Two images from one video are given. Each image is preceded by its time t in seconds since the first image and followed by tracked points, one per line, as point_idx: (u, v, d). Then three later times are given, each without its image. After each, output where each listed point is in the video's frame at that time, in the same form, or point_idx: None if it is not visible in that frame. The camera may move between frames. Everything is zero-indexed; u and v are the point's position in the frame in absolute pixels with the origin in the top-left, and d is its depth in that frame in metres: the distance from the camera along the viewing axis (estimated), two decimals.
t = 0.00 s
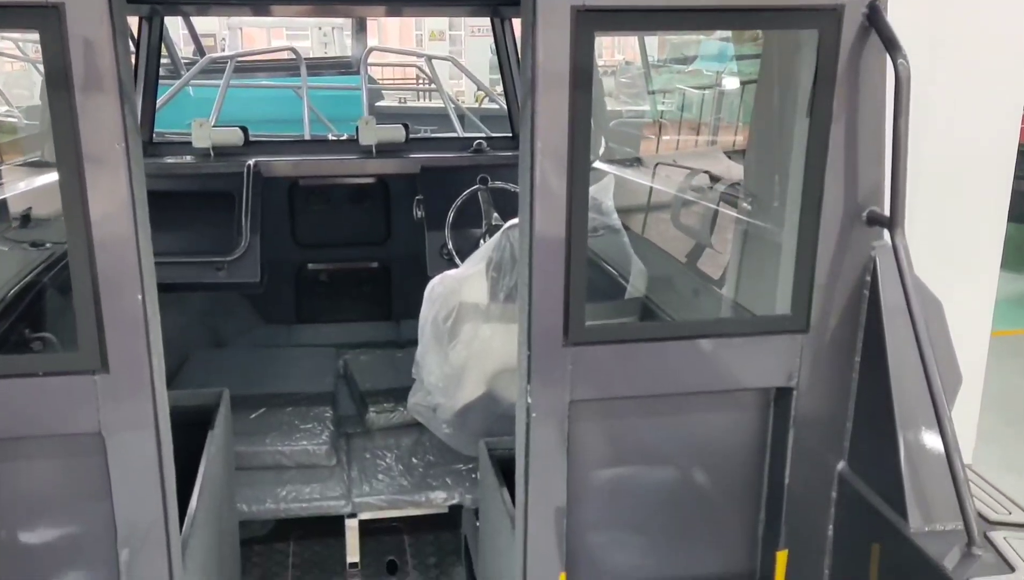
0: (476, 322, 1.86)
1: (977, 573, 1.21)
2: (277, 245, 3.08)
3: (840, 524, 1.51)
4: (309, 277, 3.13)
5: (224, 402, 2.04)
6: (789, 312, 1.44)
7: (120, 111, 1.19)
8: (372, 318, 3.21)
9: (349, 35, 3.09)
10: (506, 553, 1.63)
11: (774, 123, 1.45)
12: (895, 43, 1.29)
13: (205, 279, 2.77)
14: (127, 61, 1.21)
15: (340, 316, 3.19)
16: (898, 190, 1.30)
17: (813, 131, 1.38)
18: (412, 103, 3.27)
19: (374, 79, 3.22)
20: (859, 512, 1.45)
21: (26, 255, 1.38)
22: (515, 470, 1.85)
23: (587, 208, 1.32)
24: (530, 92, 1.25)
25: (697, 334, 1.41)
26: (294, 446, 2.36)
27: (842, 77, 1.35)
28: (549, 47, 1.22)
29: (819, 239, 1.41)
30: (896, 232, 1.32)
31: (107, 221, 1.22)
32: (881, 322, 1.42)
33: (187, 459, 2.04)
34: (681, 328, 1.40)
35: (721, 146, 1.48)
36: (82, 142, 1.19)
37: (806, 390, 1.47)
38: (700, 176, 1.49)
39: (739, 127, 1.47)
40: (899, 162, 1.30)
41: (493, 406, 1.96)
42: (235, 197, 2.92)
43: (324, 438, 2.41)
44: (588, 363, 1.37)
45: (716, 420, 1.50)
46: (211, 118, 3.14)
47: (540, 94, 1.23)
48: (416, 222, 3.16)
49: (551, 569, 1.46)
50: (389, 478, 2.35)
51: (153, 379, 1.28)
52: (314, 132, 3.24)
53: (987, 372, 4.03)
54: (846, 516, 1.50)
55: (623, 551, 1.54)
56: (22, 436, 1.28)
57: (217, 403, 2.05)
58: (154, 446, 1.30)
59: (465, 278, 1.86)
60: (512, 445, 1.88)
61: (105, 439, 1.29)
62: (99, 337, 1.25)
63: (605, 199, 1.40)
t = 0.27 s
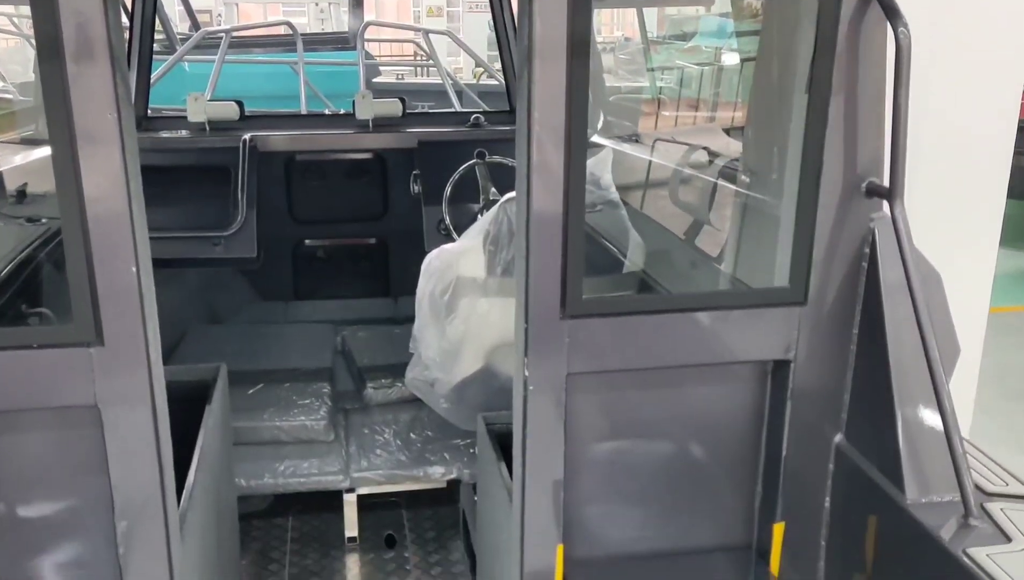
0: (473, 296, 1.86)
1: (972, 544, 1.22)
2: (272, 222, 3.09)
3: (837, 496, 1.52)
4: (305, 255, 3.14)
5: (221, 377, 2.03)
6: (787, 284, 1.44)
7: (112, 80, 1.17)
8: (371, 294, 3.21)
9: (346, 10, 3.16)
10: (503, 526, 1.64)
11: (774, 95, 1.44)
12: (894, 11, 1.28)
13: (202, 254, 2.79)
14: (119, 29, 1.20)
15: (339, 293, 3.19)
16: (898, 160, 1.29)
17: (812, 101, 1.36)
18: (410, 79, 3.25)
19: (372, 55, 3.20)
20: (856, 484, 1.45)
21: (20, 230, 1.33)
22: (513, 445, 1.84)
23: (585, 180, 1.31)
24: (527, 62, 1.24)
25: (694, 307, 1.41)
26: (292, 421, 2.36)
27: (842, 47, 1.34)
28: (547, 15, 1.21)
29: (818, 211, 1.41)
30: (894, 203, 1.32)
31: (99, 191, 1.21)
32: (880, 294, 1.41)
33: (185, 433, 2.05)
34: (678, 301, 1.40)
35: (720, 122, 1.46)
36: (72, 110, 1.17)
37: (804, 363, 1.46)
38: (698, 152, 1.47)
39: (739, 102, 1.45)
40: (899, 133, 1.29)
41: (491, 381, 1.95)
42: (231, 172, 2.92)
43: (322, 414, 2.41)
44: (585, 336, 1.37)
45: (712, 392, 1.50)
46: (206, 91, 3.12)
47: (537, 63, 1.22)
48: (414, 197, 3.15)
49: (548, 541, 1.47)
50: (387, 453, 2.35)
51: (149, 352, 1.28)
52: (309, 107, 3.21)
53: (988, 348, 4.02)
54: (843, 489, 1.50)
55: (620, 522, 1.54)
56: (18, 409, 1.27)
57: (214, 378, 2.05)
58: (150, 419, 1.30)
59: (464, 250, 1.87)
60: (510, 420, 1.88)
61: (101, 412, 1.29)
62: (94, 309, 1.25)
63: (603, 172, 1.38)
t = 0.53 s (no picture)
0: (473, 272, 1.86)
1: (972, 516, 1.22)
2: (271, 200, 3.08)
3: (836, 470, 1.52)
4: (304, 232, 3.13)
5: (220, 354, 2.03)
6: (788, 258, 1.43)
7: (109, 51, 1.16)
8: (371, 272, 3.20)
9: None
10: (503, 501, 1.64)
11: (775, 69, 1.44)
12: None
13: (200, 230, 2.80)
14: None
15: (338, 271, 3.19)
16: (901, 132, 1.28)
17: (814, 73, 1.35)
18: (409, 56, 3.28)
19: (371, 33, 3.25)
20: (856, 457, 1.45)
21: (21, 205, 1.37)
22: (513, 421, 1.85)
23: (585, 153, 1.30)
24: (526, 34, 1.22)
25: (694, 281, 1.40)
26: (292, 398, 2.36)
27: (846, 18, 1.32)
28: None
29: (819, 184, 1.40)
30: (898, 176, 1.31)
31: (96, 163, 1.20)
32: (881, 267, 1.41)
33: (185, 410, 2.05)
34: (679, 275, 1.39)
35: (718, 99, 1.47)
36: (68, 80, 1.16)
37: (804, 337, 1.46)
38: (698, 130, 1.48)
39: (739, 82, 1.47)
40: (901, 105, 1.28)
41: (490, 357, 1.95)
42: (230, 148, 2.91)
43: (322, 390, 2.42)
44: (585, 310, 1.36)
45: (712, 365, 1.50)
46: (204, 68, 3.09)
47: (537, 35, 1.21)
48: (413, 174, 3.13)
49: (548, 515, 1.47)
50: (387, 430, 2.35)
51: (148, 326, 1.27)
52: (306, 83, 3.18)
53: (987, 329, 4.02)
54: (842, 463, 1.50)
55: (620, 497, 1.54)
56: (18, 382, 1.27)
57: (214, 355, 2.05)
58: (150, 393, 1.30)
59: (462, 225, 1.86)
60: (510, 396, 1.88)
61: (100, 386, 1.29)
62: (92, 282, 1.24)
63: (604, 147, 1.38)
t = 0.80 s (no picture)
0: (473, 248, 1.85)
1: (973, 490, 1.22)
2: (270, 179, 3.07)
3: (837, 445, 1.52)
4: (304, 211, 3.12)
5: (220, 331, 2.03)
6: (789, 233, 1.43)
7: (105, 22, 1.15)
8: (371, 251, 3.20)
9: None
10: (504, 476, 1.64)
11: (777, 43, 1.42)
12: None
13: (200, 208, 2.79)
14: None
15: (338, 250, 3.18)
16: (904, 105, 1.27)
17: (817, 45, 1.34)
18: (408, 34, 3.19)
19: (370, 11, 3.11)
20: (857, 432, 1.45)
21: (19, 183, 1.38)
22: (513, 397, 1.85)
23: (586, 127, 1.29)
24: (526, 7, 1.22)
25: (695, 255, 1.39)
26: (293, 375, 2.36)
27: None
28: None
29: (822, 157, 1.39)
30: (901, 149, 1.31)
31: (93, 136, 1.19)
32: (883, 241, 1.40)
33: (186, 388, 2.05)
34: (680, 249, 1.38)
35: (718, 79, 1.46)
36: (64, 52, 1.15)
37: (805, 312, 1.46)
38: (699, 109, 1.46)
39: (739, 61, 1.46)
40: (905, 77, 1.27)
41: (490, 333, 1.95)
42: (229, 126, 2.89)
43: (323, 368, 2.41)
44: (586, 285, 1.36)
45: (713, 340, 1.50)
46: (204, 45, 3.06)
47: (537, 8, 1.21)
48: (413, 152, 3.12)
49: (548, 490, 1.47)
50: (388, 408, 2.36)
51: (146, 301, 1.27)
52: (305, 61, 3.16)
53: (989, 307, 4.01)
54: (843, 438, 1.50)
55: (620, 472, 1.54)
56: (18, 356, 1.27)
57: (214, 332, 2.04)
58: (150, 368, 1.30)
59: (462, 202, 1.86)
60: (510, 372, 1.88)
61: (100, 361, 1.28)
62: (90, 256, 1.23)
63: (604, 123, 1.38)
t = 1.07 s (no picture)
0: (472, 224, 1.84)
1: (972, 463, 1.22)
2: (270, 156, 3.05)
3: (837, 419, 1.51)
4: (304, 189, 3.11)
5: (220, 308, 2.02)
6: (790, 207, 1.42)
7: None
8: (371, 229, 3.19)
9: None
10: (504, 452, 1.64)
11: (780, 15, 1.39)
12: None
13: (199, 184, 2.80)
14: None
15: (338, 228, 3.17)
16: (907, 75, 1.26)
17: (820, 15, 1.33)
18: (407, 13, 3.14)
19: None
20: (857, 407, 1.45)
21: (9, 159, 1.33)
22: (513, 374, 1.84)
23: (586, 99, 1.28)
24: None
25: (695, 229, 1.39)
26: (293, 353, 2.36)
27: None
28: None
29: (824, 130, 1.38)
30: (904, 122, 1.30)
31: (88, 106, 1.18)
32: (884, 214, 1.39)
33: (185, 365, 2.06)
34: (681, 224, 1.38)
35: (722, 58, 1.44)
36: (58, 22, 1.14)
37: (806, 286, 1.45)
38: (700, 88, 1.44)
39: (741, 39, 1.43)
40: (908, 48, 1.26)
41: (490, 310, 1.95)
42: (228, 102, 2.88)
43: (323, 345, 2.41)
44: (585, 259, 1.35)
45: (713, 315, 1.49)
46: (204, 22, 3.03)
47: None
48: (413, 128, 3.10)
49: (548, 465, 1.47)
50: (388, 385, 2.35)
51: (143, 274, 1.26)
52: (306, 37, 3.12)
53: (993, 287, 3.99)
54: (843, 413, 1.50)
55: (620, 448, 1.54)
56: (16, 331, 1.26)
57: (213, 309, 2.04)
58: (148, 341, 1.29)
59: (461, 177, 1.85)
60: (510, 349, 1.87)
61: (98, 335, 1.28)
62: (87, 229, 1.23)
63: (605, 98, 1.36)
